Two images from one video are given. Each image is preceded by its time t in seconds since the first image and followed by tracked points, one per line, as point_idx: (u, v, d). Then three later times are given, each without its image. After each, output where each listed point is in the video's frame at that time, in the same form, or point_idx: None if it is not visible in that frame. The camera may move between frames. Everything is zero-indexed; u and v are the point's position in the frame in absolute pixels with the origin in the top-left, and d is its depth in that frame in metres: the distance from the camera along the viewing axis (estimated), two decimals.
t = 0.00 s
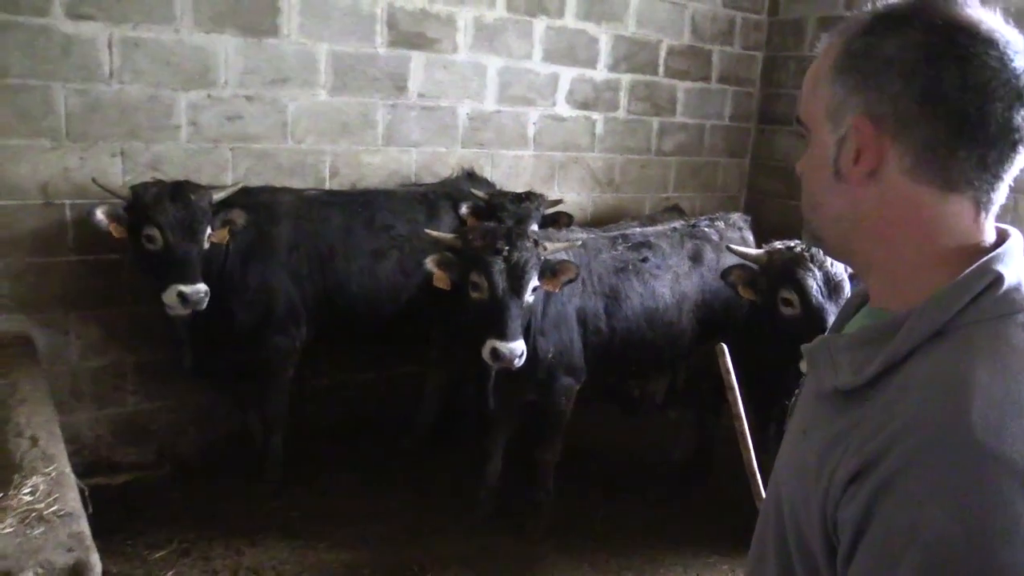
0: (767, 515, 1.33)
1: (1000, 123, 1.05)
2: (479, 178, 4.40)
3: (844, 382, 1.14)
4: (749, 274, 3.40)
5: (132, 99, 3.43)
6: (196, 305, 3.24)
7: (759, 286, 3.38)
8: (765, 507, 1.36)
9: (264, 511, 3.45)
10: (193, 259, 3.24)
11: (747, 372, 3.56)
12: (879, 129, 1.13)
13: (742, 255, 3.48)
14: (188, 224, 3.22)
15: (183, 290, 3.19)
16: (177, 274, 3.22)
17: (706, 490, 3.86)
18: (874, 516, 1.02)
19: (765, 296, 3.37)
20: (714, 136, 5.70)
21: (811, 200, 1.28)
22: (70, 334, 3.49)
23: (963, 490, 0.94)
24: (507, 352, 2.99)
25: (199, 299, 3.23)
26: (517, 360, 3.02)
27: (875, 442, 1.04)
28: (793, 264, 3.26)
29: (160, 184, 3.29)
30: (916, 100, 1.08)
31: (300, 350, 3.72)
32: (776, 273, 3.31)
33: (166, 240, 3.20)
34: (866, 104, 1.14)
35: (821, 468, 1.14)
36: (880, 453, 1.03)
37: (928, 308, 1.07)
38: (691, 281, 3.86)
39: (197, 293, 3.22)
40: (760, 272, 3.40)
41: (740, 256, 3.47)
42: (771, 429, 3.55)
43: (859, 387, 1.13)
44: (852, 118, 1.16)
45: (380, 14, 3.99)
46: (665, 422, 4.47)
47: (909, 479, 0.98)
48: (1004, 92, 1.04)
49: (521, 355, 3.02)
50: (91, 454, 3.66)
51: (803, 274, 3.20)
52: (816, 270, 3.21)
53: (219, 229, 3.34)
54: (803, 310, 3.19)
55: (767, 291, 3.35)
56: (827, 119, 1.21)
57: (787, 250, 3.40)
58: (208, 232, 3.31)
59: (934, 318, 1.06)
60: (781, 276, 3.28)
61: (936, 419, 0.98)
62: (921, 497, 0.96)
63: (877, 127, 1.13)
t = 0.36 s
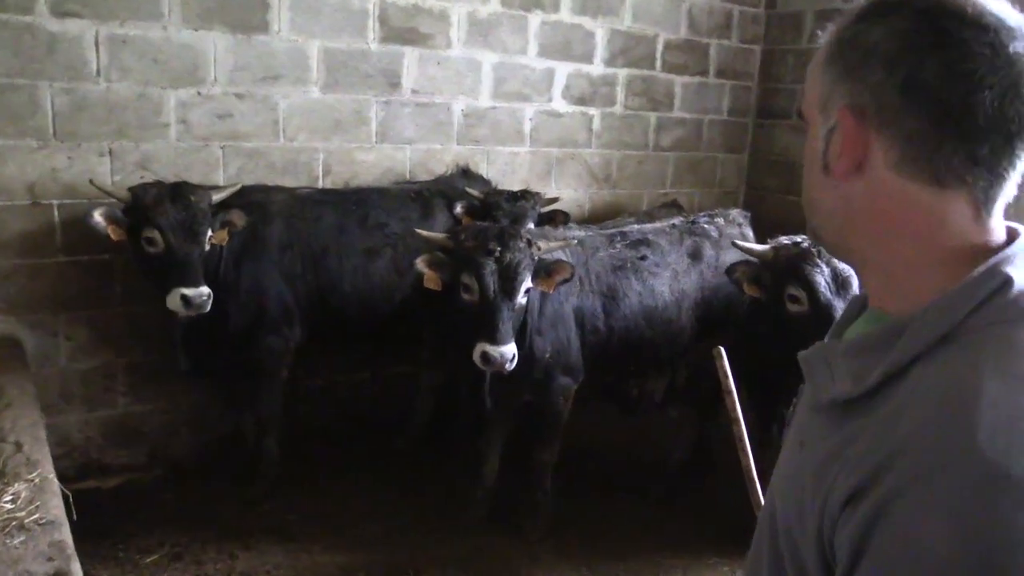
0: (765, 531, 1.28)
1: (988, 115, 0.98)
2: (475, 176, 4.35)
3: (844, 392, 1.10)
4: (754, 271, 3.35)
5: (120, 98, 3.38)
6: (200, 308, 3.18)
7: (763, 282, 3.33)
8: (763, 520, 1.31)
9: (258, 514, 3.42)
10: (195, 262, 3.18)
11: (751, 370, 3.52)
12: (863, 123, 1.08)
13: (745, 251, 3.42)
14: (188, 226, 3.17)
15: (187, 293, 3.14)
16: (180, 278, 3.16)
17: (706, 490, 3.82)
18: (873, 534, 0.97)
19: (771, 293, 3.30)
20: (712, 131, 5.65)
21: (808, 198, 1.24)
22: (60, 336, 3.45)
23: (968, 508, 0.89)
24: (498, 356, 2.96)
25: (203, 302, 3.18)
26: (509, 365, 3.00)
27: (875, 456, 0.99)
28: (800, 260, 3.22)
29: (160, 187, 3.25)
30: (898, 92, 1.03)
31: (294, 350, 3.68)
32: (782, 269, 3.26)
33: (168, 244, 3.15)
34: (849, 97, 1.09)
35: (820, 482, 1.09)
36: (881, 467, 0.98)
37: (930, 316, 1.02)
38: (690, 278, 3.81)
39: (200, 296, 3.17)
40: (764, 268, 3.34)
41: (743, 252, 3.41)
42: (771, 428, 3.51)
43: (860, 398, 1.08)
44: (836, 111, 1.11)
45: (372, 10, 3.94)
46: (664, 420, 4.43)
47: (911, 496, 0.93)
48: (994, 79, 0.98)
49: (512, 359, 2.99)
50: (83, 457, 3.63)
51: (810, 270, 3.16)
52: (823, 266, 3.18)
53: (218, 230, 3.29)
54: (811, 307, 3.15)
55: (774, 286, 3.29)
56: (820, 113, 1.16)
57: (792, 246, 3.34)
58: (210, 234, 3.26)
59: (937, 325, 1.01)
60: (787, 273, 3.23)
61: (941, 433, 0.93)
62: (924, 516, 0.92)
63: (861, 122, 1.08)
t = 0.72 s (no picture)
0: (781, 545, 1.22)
1: (1010, 103, 0.89)
2: (499, 170, 4.30)
3: (862, 407, 1.02)
4: (784, 267, 3.22)
5: (143, 95, 3.38)
6: (192, 308, 3.12)
7: (793, 279, 3.22)
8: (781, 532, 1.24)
9: (282, 512, 3.41)
10: (196, 260, 3.14)
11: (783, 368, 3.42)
12: (877, 115, 1.01)
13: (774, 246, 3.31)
14: (192, 224, 3.14)
15: (180, 291, 3.09)
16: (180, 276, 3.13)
17: (735, 489, 3.74)
18: (894, 561, 0.91)
19: (801, 291, 3.20)
20: (742, 123, 5.52)
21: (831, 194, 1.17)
22: (86, 333, 3.47)
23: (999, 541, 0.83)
24: (510, 363, 2.89)
25: (198, 302, 3.12)
26: (523, 373, 2.93)
27: (897, 478, 0.92)
28: (832, 257, 3.12)
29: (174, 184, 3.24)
30: (914, 82, 0.96)
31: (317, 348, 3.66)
32: (814, 266, 3.15)
33: (171, 240, 3.13)
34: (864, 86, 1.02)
35: (836, 500, 1.02)
36: (903, 490, 0.91)
37: (957, 326, 0.94)
38: (718, 275, 3.72)
39: (194, 296, 3.11)
40: (794, 265, 3.23)
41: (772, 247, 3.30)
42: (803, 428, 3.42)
43: (879, 412, 1.00)
44: (852, 102, 1.04)
45: (395, 4, 3.90)
46: (692, 419, 4.35)
47: (935, 524, 0.87)
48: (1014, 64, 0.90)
49: (526, 367, 2.92)
50: (110, 453, 3.65)
51: (844, 268, 3.06)
52: (857, 263, 3.08)
53: (233, 230, 3.27)
54: (844, 305, 3.05)
55: (805, 283, 3.18)
56: (841, 105, 1.08)
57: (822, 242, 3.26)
58: (217, 234, 3.22)
59: (967, 335, 0.93)
60: (819, 270, 3.12)
61: (970, 457, 0.86)
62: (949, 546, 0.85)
63: (875, 114, 1.01)
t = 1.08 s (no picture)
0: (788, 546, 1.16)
1: None
2: (520, 161, 4.28)
3: (873, 403, 0.95)
4: (803, 261, 3.18)
5: (166, 89, 3.41)
6: (202, 300, 3.17)
7: (811, 274, 3.19)
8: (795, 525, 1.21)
9: (304, 503, 3.44)
10: (207, 255, 3.18)
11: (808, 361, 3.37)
12: (890, 100, 0.95)
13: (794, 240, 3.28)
14: (207, 218, 3.17)
15: (189, 284, 3.14)
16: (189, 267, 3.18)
17: (758, 481, 3.71)
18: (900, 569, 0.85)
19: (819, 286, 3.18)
20: (766, 110, 5.45)
21: (849, 185, 1.12)
22: (112, 326, 3.52)
23: (1011, 554, 0.76)
24: (509, 358, 2.91)
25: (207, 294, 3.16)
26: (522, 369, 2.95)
27: (908, 480, 0.86)
28: (847, 253, 3.08)
29: (191, 177, 3.26)
30: (926, 69, 0.88)
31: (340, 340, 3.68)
32: (830, 261, 3.12)
33: (183, 233, 3.15)
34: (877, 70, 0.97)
35: (842, 501, 0.96)
36: (912, 494, 0.85)
37: (977, 316, 0.87)
38: (741, 266, 3.67)
39: (204, 288, 3.16)
40: (814, 260, 3.20)
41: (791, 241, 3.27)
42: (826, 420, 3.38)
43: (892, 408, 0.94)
44: (866, 90, 0.99)
45: None
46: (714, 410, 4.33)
47: (945, 532, 0.81)
48: None
49: (525, 362, 2.94)
50: (136, 444, 3.70)
51: (856, 264, 3.02)
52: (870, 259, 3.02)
53: (249, 225, 3.28)
54: (852, 301, 3.02)
55: (822, 278, 3.16)
56: (857, 92, 1.04)
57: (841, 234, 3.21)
58: (230, 228, 3.24)
59: (987, 329, 0.86)
60: (834, 266, 3.10)
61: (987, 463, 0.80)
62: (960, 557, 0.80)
63: (888, 99, 0.95)
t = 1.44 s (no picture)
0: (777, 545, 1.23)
1: (1001, 97, 0.91)
2: (491, 165, 4.30)
3: (857, 406, 1.04)
4: (761, 269, 3.19)
5: (135, 93, 3.37)
6: (177, 309, 3.16)
7: (767, 281, 3.18)
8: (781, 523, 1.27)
9: (280, 508, 3.42)
10: (181, 259, 3.15)
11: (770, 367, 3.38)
12: (865, 109, 1.04)
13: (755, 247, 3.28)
14: (180, 224, 3.13)
15: (163, 293, 3.13)
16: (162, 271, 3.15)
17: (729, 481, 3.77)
18: (889, 560, 0.93)
19: (771, 293, 3.17)
20: (733, 113, 5.53)
21: (825, 191, 1.20)
22: (80, 333, 3.47)
23: (989, 536, 0.85)
24: (478, 356, 2.92)
25: (180, 303, 3.15)
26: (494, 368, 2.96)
27: (891, 476, 0.95)
28: (800, 267, 3.06)
29: (162, 182, 3.23)
30: (906, 78, 0.98)
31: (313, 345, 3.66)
32: (784, 272, 3.11)
33: (155, 238, 3.12)
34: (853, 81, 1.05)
35: (832, 499, 1.04)
36: (898, 489, 0.94)
37: (953, 322, 0.96)
38: (712, 267, 3.73)
39: (177, 297, 3.14)
40: (772, 268, 3.18)
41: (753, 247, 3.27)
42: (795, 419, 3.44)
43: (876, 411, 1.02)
44: (842, 98, 1.08)
45: None
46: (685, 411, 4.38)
47: (927, 522, 0.89)
48: (1004, 60, 0.90)
49: (496, 361, 2.94)
50: (107, 452, 3.65)
51: (808, 280, 3.01)
52: (819, 273, 3.01)
53: (222, 231, 3.24)
54: (797, 315, 3.04)
55: (775, 286, 3.15)
56: (832, 102, 1.12)
57: (800, 243, 3.19)
58: (204, 234, 3.20)
59: (961, 332, 0.95)
60: (787, 278, 3.09)
61: (961, 455, 0.88)
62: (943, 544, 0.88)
63: (862, 109, 1.04)
